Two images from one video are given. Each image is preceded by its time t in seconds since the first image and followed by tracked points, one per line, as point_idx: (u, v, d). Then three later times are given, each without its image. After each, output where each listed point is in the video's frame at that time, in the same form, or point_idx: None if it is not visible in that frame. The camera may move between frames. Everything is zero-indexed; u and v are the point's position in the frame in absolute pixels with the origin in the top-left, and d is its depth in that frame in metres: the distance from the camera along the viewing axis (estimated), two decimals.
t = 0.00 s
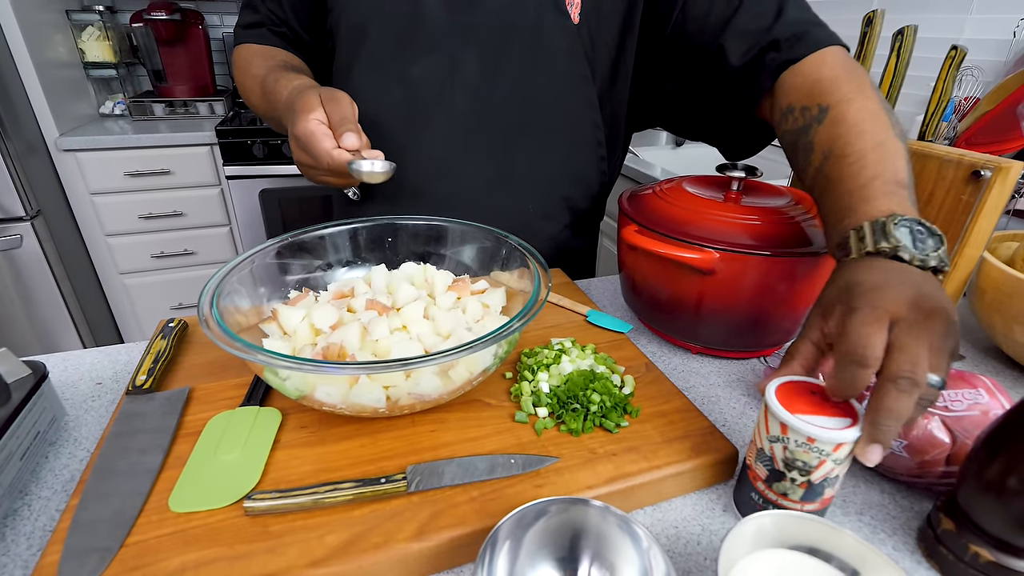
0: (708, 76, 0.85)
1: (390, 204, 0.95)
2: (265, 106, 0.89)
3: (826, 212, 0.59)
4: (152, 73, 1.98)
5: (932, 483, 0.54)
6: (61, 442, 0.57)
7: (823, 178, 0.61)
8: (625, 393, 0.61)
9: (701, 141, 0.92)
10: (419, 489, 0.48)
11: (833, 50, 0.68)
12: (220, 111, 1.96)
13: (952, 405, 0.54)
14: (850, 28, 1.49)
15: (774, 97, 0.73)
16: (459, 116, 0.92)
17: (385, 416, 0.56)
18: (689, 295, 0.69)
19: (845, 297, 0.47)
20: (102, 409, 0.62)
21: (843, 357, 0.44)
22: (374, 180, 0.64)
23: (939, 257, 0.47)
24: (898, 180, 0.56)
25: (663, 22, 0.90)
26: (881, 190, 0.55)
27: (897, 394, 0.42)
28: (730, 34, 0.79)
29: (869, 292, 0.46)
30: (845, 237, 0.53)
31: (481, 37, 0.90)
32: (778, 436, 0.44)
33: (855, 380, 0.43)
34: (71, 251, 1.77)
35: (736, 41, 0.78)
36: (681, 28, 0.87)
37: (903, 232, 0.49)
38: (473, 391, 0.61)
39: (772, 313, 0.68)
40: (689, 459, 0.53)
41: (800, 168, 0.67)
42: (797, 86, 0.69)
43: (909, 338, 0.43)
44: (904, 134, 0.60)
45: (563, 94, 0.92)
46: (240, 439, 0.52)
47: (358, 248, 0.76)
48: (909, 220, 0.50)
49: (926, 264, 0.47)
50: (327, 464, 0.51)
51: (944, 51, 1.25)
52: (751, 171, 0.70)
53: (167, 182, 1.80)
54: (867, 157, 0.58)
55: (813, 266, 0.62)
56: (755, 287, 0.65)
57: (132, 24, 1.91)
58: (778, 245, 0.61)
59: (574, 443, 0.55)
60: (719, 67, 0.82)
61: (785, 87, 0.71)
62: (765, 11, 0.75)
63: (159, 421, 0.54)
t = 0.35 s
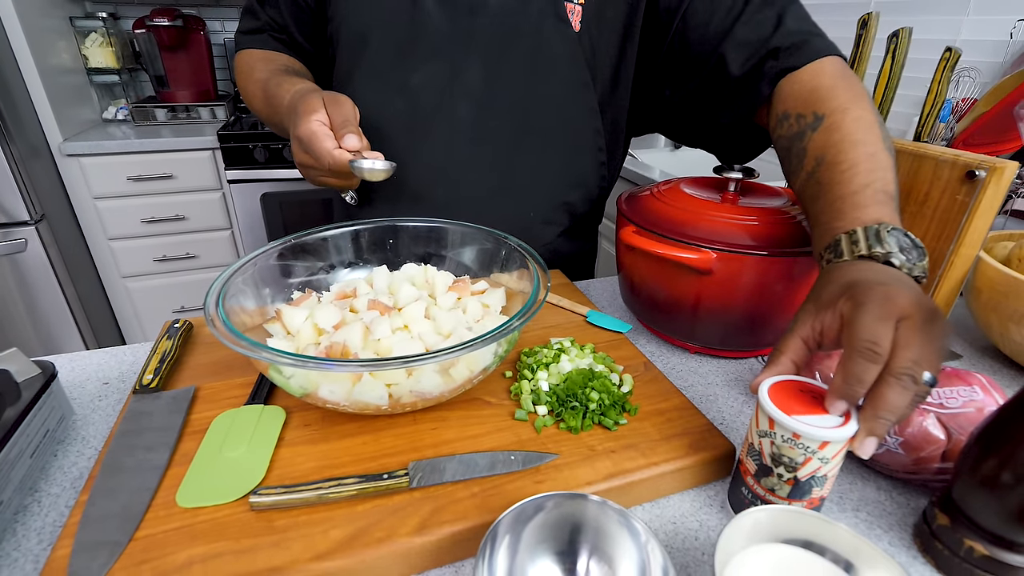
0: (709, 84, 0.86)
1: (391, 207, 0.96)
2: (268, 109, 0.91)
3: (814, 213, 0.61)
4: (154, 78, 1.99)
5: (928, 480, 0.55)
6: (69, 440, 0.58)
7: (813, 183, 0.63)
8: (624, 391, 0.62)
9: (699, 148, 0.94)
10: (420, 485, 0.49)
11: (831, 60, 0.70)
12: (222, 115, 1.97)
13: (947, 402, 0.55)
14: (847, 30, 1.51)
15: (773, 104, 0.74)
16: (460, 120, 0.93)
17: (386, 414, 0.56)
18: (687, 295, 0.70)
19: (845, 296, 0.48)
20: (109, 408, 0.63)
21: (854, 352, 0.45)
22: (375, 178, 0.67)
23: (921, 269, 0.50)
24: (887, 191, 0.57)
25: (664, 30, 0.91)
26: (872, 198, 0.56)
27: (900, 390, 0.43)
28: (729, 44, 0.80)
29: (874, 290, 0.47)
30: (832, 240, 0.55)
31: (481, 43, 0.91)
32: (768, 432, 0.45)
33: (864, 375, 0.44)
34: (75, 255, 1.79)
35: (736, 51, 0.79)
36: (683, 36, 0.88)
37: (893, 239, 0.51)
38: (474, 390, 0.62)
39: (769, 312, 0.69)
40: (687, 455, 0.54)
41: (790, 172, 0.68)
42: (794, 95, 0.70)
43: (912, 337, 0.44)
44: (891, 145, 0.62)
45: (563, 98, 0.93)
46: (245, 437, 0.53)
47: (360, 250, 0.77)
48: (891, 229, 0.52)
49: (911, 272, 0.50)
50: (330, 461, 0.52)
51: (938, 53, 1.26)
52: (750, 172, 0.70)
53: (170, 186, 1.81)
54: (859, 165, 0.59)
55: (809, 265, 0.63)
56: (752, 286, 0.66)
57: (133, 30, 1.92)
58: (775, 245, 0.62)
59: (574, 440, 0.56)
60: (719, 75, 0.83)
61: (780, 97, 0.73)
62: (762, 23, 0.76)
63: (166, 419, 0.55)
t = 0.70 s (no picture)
0: (710, 87, 0.86)
1: (392, 211, 0.97)
2: (270, 115, 0.91)
3: (813, 203, 0.60)
4: (159, 84, 2.00)
5: (925, 483, 0.55)
6: (74, 442, 0.59)
7: (811, 172, 0.62)
8: (622, 394, 0.62)
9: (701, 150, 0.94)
10: (419, 487, 0.50)
11: (831, 58, 0.70)
12: (226, 121, 1.99)
13: (945, 405, 0.55)
14: (846, 34, 1.51)
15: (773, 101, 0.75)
16: (460, 125, 0.94)
17: (386, 416, 0.57)
18: (685, 299, 0.71)
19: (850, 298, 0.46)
20: (114, 411, 0.63)
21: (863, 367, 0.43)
22: (376, 186, 0.68)
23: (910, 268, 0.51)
24: (885, 182, 0.57)
25: (664, 34, 0.92)
26: (869, 187, 0.56)
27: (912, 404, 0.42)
28: (727, 46, 0.81)
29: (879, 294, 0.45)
30: (835, 224, 0.54)
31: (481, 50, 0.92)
32: (770, 450, 0.45)
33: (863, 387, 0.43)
34: (81, 259, 1.81)
35: (735, 52, 0.79)
36: (682, 40, 0.88)
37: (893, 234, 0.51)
38: (472, 393, 0.63)
39: (767, 315, 0.69)
40: (684, 458, 0.54)
41: (788, 162, 0.67)
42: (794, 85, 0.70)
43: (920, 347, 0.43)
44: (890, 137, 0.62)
45: (562, 103, 0.94)
46: (247, 439, 0.54)
47: (361, 254, 0.78)
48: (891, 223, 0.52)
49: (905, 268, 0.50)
50: (331, 463, 0.52)
51: (937, 57, 1.27)
52: (748, 174, 0.70)
53: (175, 191, 1.83)
54: (858, 154, 0.59)
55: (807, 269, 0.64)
56: (749, 290, 0.66)
57: (139, 36, 1.94)
58: (773, 249, 0.63)
59: (572, 442, 0.57)
60: (720, 77, 0.84)
61: (780, 92, 0.73)
62: (763, 23, 0.77)
63: (169, 422, 0.56)
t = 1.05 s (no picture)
0: (709, 87, 0.86)
1: (394, 213, 0.97)
2: (268, 111, 0.92)
3: (828, 212, 0.58)
4: (162, 87, 2.00)
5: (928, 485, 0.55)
6: (76, 444, 0.59)
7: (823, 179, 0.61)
8: (623, 396, 0.62)
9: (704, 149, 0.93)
10: (419, 489, 0.50)
11: (833, 59, 0.69)
12: (229, 124, 2.00)
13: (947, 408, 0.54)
14: (848, 35, 1.51)
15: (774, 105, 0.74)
16: (461, 127, 0.94)
17: (386, 418, 0.57)
18: (686, 300, 0.71)
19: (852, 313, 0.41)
20: (115, 413, 0.64)
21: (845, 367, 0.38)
22: (372, 182, 0.67)
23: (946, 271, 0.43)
24: (903, 185, 0.54)
25: (662, 34, 0.92)
26: (886, 193, 0.53)
27: (902, 415, 0.36)
28: (725, 47, 0.81)
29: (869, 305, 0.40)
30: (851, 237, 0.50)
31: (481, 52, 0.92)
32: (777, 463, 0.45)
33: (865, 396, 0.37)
34: (84, 262, 1.81)
35: (731, 54, 0.80)
36: (680, 40, 0.89)
37: (913, 239, 0.45)
38: (473, 395, 0.63)
39: (768, 316, 0.69)
40: (685, 460, 0.54)
41: (798, 171, 0.66)
42: (796, 91, 0.69)
43: (920, 357, 0.37)
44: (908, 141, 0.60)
45: (563, 105, 0.94)
46: (247, 441, 0.54)
47: (361, 256, 0.78)
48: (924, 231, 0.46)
49: (929, 276, 0.43)
50: (331, 465, 0.52)
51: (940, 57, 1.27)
52: (749, 176, 0.71)
53: (177, 194, 1.84)
54: (871, 159, 0.56)
55: (809, 271, 0.63)
56: (750, 291, 0.66)
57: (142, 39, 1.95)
58: (774, 250, 0.62)
59: (573, 444, 0.56)
60: (718, 77, 0.84)
61: (783, 94, 0.72)
62: (761, 24, 0.77)
63: (171, 424, 0.56)
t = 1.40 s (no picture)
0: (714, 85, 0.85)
1: (394, 213, 0.97)
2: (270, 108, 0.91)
3: (833, 207, 0.54)
4: (164, 87, 2.02)
5: (934, 488, 0.54)
6: (74, 446, 0.58)
7: (828, 175, 0.57)
8: (625, 398, 0.61)
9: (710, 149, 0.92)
10: (420, 491, 0.49)
11: (843, 58, 0.67)
12: (230, 123, 2.00)
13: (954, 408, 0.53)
14: (852, 34, 1.50)
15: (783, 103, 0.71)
16: (462, 126, 0.94)
17: (386, 420, 0.57)
18: (689, 300, 0.70)
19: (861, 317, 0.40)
20: (114, 414, 0.63)
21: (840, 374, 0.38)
22: (376, 174, 0.67)
23: (950, 260, 0.40)
24: (912, 179, 0.50)
25: (668, 33, 0.91)
26: (894, 186, 0.49)
27: (900, 429, 0.37)
28: (732, 47, 0.80)
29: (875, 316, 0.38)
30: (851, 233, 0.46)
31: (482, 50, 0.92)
32: (790, 457, 0.44)
33: (861, 408, 0.37)
34: (86, 262, 1.81)
35: (738, 55, 0.79)
36: (685, 39, 0.88)
37: (911, 231, 0.42)
38: (474, 396, 0.62)
39: (772, 316, 0.68)
40: (688, 462, 0.54)
41: (804, 169, 0.63)
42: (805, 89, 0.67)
43: (917, 360, 0.37)
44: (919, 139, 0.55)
45: (564, 105, 0.93)
46: (246, 442, 0.54)
47: (361, 256, 0.77)
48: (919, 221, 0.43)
49: (931, 269, 0.40)
50: (331, 467, 0.52)
51: (946, 55, 1.25)
52: (752, 175, 0.70)
53: (178, 194, 1.83)
54: (880, 152, 0.53)
55: (813, 270, 0.63)
56: (753, 291, 0.65)
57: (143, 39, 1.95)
58: (778, 250, 0.62)
59: (574, 446, 0.56)
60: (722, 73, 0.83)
61: (790, 91, 0.69)
62: (770, 23, 0.76)
63: (169, 425, 0.56)
